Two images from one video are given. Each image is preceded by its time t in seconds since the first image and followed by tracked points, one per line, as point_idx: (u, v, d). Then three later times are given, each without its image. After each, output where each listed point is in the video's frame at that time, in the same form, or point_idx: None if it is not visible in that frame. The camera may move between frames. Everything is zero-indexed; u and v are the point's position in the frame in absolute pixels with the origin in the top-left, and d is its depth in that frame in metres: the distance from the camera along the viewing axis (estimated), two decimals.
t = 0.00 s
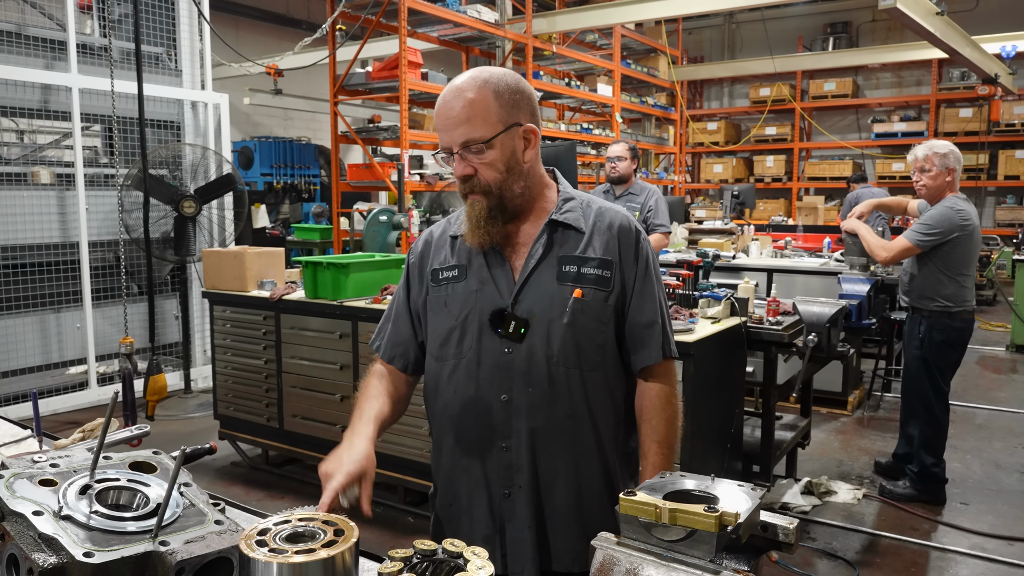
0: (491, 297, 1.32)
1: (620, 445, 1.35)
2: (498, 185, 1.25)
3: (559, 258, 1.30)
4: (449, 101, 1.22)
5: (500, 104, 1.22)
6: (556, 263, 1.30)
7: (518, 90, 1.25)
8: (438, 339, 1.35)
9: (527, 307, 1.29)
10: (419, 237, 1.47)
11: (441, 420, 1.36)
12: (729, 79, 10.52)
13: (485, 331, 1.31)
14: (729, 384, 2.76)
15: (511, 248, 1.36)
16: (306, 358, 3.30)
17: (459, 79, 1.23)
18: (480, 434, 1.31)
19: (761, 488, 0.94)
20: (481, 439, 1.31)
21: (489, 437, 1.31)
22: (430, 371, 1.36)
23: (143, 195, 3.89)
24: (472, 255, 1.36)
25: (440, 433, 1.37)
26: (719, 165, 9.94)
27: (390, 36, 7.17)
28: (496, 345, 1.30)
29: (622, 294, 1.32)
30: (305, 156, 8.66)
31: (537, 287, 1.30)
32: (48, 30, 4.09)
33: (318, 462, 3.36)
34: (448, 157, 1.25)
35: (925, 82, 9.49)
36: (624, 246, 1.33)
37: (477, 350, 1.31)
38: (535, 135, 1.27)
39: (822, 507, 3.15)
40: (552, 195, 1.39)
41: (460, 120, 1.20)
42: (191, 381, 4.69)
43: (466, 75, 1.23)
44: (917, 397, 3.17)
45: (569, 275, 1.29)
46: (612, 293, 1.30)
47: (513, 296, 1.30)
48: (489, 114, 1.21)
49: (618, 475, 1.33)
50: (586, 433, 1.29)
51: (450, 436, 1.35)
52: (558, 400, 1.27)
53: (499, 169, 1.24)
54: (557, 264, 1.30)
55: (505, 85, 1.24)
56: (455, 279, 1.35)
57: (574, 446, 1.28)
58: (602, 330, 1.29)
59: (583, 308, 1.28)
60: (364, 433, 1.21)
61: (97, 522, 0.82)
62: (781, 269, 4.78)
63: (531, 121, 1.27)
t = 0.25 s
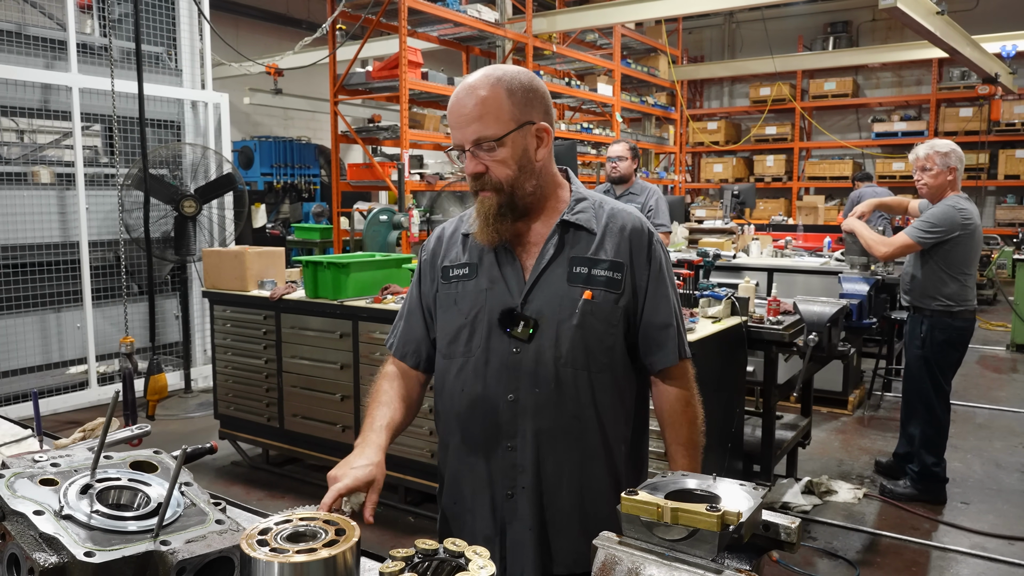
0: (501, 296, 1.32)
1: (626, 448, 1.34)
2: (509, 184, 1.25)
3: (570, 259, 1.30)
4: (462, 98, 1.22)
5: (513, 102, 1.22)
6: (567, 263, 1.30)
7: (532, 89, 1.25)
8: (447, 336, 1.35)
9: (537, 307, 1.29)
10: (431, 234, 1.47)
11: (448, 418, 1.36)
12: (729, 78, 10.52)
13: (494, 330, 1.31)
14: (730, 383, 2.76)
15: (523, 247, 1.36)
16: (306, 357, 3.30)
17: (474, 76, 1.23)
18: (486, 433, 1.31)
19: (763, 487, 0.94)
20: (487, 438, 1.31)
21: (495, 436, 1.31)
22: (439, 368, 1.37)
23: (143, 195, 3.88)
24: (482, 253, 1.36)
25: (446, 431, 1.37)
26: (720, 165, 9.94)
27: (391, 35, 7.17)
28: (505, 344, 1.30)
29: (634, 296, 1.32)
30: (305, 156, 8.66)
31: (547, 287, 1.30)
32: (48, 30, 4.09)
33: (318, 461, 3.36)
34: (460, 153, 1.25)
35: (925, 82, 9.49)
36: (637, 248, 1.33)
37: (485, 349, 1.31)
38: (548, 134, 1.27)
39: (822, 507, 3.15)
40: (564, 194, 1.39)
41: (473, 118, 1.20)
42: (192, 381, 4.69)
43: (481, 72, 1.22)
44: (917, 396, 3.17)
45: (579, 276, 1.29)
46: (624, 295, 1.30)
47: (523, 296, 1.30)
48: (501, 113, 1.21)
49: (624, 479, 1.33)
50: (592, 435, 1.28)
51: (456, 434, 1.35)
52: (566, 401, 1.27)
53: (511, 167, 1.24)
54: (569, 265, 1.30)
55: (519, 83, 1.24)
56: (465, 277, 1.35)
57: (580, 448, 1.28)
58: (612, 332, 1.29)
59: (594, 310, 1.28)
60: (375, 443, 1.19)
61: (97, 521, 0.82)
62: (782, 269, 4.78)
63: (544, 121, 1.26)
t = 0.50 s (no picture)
0: (512, 297, 1.32)
1: (636, 449, 1.35)
2: (522, 183, 1.25)
3: (582, 260, 1.30)
4: (475, 97, 1.22)
5: (528, 101, 1.22)
6: (578, 265, 1.30)
7: (545, 89, 1.25)
8: (458, 338, 1.35)
9: (548, 309, 1.29)
10: (440, 235, 1.47)
11: (459, 420, 1.36)
12: (729, 78, 10.53)
13: (505, 332, 1.31)
14: (730, 383, 2.77)
15: (533, 249, 1.36)
16: (306, 358, 3.30)
17: (488, 75, 1.23)
18: (498, 435, 1.31)
19: (762, 487, 0.94)
20: (499, 440, 1.31)
21: (506, 439, 1.31)
22: (450, 370, 1.37)
23: (143, 195, 3.89)
24: (492, 254, 1.36)
25: (457, 432, 1.37)
26: (719, 165, 9.95)
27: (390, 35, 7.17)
28: (516, 345, 1.30)
29: (645, 298, 1.32)
30: (304, 156, 8.66)
31: (558, 289, 1.29)
32: (47, 30, 4.09)
33: (318, 462, 3.37)
34: (472, 153, 1.24)
35: (925, 82, 9.49)
36: (648, 250, 1.32)
37: (496, 351, 1.31)
38: (561, 135, 1.27)
39: (822, 507, 3.15)
40: (575, 195, 1.39)
41: (486, 117, 1.20)
42: (191, 381, 4.69)
43: (496, 70, 1.23)
44: (917, 396, 3.17)
45: (591, 278, 1.29)
46: (635, 297, 1.29)
47: (534, 297, 1.30)
48: (516, 112, 1.21)
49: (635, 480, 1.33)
50: (603, 437, 1.28)
51: (467, 435, 1.35)
52: (577, 403, 1.27)
53: (524, 167, 1.24)
54: (580, 266, 1.30)
55: (532, 83, 1.24)
56: (476, 278, 1.36)
57: (592, 450, 1.28)
58: (623, 334, 1.29)
59: (605, 312, 1.28)
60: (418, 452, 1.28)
61: (97, 521, 0.82)
62: (781, 269, 4.78)
63: (557, 121, 1.27)
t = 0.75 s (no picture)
0: (517, 298, 1.32)
1: (641, 453, 1.34)
2: (532, 182, 1.25)
3: (586, 262, 1.30)
4: (485, 97, 1.22)
5: (539, 101, 1.22)
6: (583, 267, 1.30)
7: (556, 90, 1.26)
8: (464, 337, 1.37)
9: (552, 310, 1.29)
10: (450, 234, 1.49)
11: (464, 418, 1.37)
12: (729, 78, 10.53)
13: (509, 332, 1.32)
14: (730, 383, 2.77)
15: (540, 250, 1.36)
16: (306, 358, 3.31)
17: (500, 74, 1.24)
18: (500, 435, 1.32)
19: (760, 486, 0.95)
20: (501, 439, 1.32)
21: (509, 438, 1.32)
22: (456, 368, 1.38)
23: (143, 195, 3.89)
24: (499, 254, 1.37)
25: (462, 430, 1.38)
26: (719, 165, 9.95)
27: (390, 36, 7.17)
28: (520, 346, 1.30)
29: (650, 300, 1.31)
30: (305, 156, 8.67)
31: (562, 290, 1.30)
32: (48, 30, 4.09)
33: (318, 461, 3.37)
34: (483, 152, 1.25)
35: (925, 82, 9.49)
36: (654, 252, 1.32)
37: (500, 351, 1.32)
38: (571, 136, 1.28)
39: (821, 507, 3.16)
40: (583, 196, 1.39)
41: (497, 116, 1.21)
42: (192, 381, 4.70)
43: (507, 70, 1.23)
44: (917, 397, 3.18)
45: (595, 280, 1.29)
46: (640, 300, 1.29)
47: (538, 298, 1.31)
48: (527, 112, 1.21)
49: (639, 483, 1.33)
50: (605, 439, 1.28)
51: (472, 434, 1.36)
52: (579, 405, 1.27)
53: (535, 166, 1.24)
54: (584, 268, 1.30)
55: (543, 84, 1.24)
56: (483, 278, 1.37)
57: (594, 452, 1.28)
58: (628, 337, 1.29)
59: (609, 314, 1.27)
60: (426, 462, 1.34)
61: (99, 519, 0.83)
62: (781, 269, 4.79)
63: (568, 122, 1.27)
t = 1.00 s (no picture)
0: (517, 298, 1.33)
1: (641, 456, 1.33)
2: (546, 170, 1.25)
3: (586, 262, 1.31)
4: (500, 86, 1.24)
5: (554, 92, 1.25)
6: (583, 267, 1.30)
7: (570, 86, 1.29)
8: (466, 335, 1.38)
9: (551, 310, 1.30)
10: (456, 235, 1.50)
11: (463, 416, 1.38)
12: (729, 78, 10.54)
13: (509, 332, 1.33)
14: (729, 383, 2.78)
15: (543, 250, 1.37)
16: (306, 358, 3.31)
17: (516, 68, 1.26)
18: (498, 433, 1.33)
19: (758, 484, 0.95)
20: (499, 437, 1.33)
21: (506, 437, 1.32)
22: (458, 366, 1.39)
23: (144, 195, 3.90)
24: (504, 254, 1.38)
25: (463, 428, 1.39)
26: (719, 165, 9.95)
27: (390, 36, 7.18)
28: (519, 345, 1.31)
29: (650, 301, 1.30)
30: (304, 156, 8.67)
31: (562, 290, 1.30)
32: (48, 30, 4.10)
33: (318, 461, 3.38)
34: (499, 138, 1.25)
35: (925, 82, 9.50)
36: (655, 253, 1.31)
37: (500, 350, 1.33)
38: (582, 132, 1.30)
39: (821, 506, 3.16)
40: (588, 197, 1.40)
41: (515, 101, 1.22)
42: (192, 381, 4.70)
43: (523, 65, 1.26)
44: (916, 396, 3.18)
45: (594, 281, 1.29)
46: (639, 301, 1.29)
47: (538, 298, 1.31)
48: (544, 100, 1.23)
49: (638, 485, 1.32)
50: (602, 440, 1.29)
51: (471, 432, 1.37)
52: (576, 405, 1.28)
53: (550, 153, 1.25)
54: (584, 269, 1.30)
55: (557, 80, 1.27)
56: (485, 278, 1.38)
57: (591, 453, 1.29)
58: (626, 338, 1.29)
59: (608, 314, 1.27)
60: (425, 459, 1.34)
61: (100, 518, 0.83)
62: (781, 269, 4.79)
63: (578, 118, 1.29)
